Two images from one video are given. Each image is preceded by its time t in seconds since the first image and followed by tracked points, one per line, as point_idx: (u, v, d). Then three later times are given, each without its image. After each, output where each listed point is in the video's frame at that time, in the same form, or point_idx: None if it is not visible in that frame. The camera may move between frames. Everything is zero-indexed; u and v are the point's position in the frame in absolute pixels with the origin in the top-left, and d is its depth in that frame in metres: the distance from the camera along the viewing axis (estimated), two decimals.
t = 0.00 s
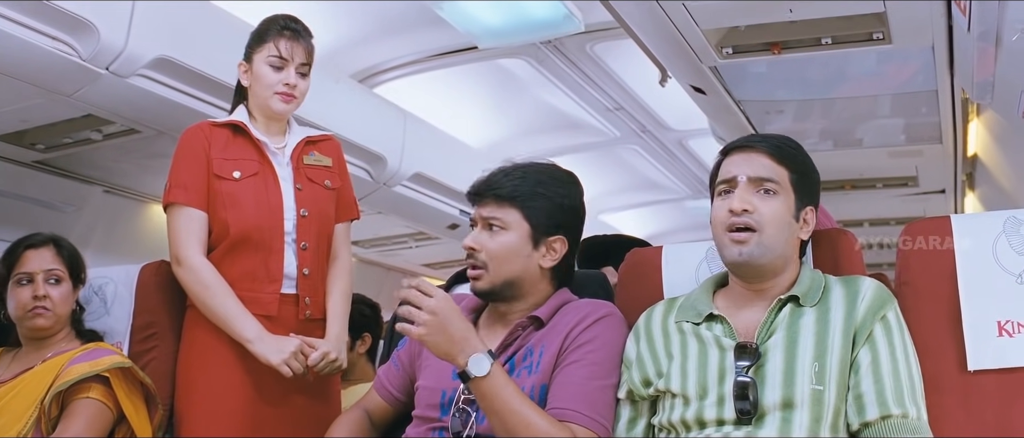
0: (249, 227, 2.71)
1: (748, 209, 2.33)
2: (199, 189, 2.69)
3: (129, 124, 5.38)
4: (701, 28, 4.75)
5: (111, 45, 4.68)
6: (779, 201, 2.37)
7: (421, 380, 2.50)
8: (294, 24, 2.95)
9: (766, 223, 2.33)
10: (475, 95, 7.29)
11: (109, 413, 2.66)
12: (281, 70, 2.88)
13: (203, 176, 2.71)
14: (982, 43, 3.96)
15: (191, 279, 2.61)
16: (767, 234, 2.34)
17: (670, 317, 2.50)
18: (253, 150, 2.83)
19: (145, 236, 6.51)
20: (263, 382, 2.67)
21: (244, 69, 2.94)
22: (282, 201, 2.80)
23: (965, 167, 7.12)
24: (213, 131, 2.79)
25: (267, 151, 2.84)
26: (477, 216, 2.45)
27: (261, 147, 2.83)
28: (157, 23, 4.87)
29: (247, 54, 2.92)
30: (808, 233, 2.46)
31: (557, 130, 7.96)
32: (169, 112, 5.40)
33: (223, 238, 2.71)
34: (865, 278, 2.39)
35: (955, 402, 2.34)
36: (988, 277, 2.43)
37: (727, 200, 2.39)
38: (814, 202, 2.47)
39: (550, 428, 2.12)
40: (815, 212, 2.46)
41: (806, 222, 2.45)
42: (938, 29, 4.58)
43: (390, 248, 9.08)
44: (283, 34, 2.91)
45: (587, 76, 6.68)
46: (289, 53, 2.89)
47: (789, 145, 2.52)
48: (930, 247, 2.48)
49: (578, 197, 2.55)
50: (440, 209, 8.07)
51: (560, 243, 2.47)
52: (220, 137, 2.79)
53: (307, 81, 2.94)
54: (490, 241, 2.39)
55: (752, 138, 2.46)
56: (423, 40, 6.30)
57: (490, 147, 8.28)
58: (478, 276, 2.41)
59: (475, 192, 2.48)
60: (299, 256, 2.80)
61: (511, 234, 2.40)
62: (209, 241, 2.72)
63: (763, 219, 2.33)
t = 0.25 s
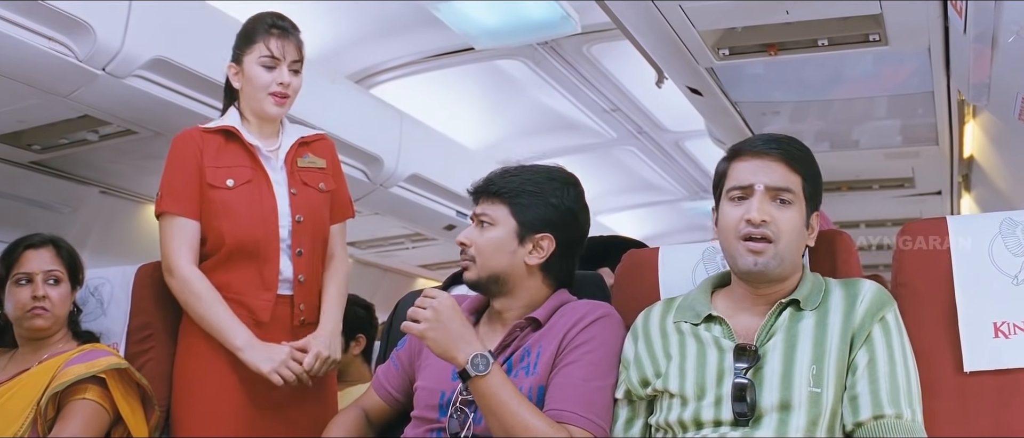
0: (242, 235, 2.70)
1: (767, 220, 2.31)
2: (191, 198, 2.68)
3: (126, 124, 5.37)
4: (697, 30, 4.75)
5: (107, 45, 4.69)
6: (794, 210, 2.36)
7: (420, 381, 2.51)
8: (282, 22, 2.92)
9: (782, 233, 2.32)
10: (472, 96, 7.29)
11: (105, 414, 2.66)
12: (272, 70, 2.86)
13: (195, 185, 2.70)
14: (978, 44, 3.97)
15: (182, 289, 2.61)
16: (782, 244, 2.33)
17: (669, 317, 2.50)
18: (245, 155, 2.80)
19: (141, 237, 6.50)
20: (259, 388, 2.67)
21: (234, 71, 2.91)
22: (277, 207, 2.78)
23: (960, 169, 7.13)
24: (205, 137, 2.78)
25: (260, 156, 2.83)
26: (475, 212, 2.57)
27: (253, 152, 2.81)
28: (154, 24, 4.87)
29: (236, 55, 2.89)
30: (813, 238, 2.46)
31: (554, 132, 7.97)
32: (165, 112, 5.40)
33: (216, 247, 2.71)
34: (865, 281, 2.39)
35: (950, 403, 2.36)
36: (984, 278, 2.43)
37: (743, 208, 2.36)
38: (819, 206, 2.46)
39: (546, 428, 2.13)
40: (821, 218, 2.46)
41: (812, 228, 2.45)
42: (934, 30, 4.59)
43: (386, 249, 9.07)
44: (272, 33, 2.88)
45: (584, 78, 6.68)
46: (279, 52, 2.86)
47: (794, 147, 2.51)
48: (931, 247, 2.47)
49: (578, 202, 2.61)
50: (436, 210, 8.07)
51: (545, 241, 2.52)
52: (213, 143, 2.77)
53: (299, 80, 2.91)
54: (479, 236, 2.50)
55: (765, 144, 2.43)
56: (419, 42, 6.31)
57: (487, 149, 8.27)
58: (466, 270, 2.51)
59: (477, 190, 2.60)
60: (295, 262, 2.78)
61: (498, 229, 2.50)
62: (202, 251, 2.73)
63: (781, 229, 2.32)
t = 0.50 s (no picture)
0: (233, 250, 2.61)
1: (755, 224, 2.31)
2: (179, 215, 2.58)
3: (122, 124, 5.36)
4: (694, 31, 4.76)
5: (103, 46, 4.69)
6: (782, 210, 2.35)
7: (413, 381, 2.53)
8: (264, 23, 2.69)
9: (772, 235, 2.33)
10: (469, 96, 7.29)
11: (100, 415, 2.68)
12: (256, 81, 2.67)
13: (183, 199, 2.60)
14: (974, 45, 3.97)
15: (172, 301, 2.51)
16: (772, 246, 2.33)
17: (664, 318, 2.50)
18: (234, 167, 2.69)
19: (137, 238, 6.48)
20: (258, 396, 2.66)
21: (217, 76, 2.73)
22: (268, 220, 2.67)
23: (957, 170, 7.13)
24: (191, 150, 2.65)
25: (250, 168, 2.70)
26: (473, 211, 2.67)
27: (242, 163, 2.69)
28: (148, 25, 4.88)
29: (218, 62, 2.69)
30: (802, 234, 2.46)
31: (550, 132, 7.97)
32: (162, 112, 5.40)
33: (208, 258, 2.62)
34: (861, 280, 2.39)
35: (946, 404, 2.36)
36: (979, 279, 2.43)
37: (730, 213, 2.36)
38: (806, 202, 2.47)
39: (540, 429, 2.14)
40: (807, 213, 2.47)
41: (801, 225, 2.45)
42: (930, 32, 4.60)
43: (383, 250, 9.07)
44: (253, 39, 2.65)
45: (580, 78, 6.68)
46: (262, 61, 2.66)
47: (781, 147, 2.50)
48: (931, 246, 2.47)
49: (574, 204, 2.65)
50: (433, 211, 8.06)
51: (532, 240, 2.58)
52: (200, 155, 2.66)
53: (284, 88, 2.72)
54: (472, 233, 2.59)
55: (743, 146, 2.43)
56: (416, 42, 6.31)
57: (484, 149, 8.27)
58: (459, 267, 2.61)
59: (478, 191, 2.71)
60: (290, 274, 2.69)
61: (490, 226, 2.59)
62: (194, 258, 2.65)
63: (770, 232, 2.32)
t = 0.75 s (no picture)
0: (225, 266, 2.75)
1: (724, 221, 2.34)
2: (173, 235, 2.71)
3: (120, 124, 5.35)
4: (691, 31, 4.76)
5: (101, 46, 4.70)
6: (753, 205, 2.37)
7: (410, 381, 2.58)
8: (248, 39, 2.70)
9: (744, 231, 2.34)
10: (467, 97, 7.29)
11: (98, 415, 2.70)
12: (242, 99, 2.71)
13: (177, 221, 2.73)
14: (971, 46, 3.97)
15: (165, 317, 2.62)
16: (747, 242, 2.34)
17: (660, 319, 2.51)
18: (224, 187, 2.81)
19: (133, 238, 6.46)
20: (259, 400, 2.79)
21: (201, 91, 2.76)
22: (259, 236, 2.80)
23: (954, 170, 7.14)
24: (180, 170, 2.77)
25: (239, 185, 2.81)
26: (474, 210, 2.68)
27: (233, 183, 2.81)
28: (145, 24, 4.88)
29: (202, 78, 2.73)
30: (787, 226, 2.46)
31: (547, 132, 7.97)
32: (159, 113, 5.40)
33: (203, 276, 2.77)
34: (857, 280, 2.39)
35: (943, 404, 2.36)
36: (976, 279, 2.44)
37: (703, 216, 2.39)
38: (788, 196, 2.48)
39: (540, 429, 2.17)
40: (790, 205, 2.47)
41: (784, 217, 2.45)
42: (928, 32, 4.60)
43: (381, 250, 9.06)
44: (237, 57, 2.68)
45: (578, 79, 6.69)
46: (246, 80, 2.69)
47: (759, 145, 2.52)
48: (931, 247, 2.48)
49: (573, 206, 2.64)
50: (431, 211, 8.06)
51: (528, 240, 2.59)
52: (190, 175, 2.78)
53: (270, 102, 2.77)
54: (471, 233, 2.61)
55: (709, 148, 2.47)
56: (413, 42, 6.31)
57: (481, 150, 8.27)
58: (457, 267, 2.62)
59: (479, 192, 2.72)
60: (286, 286, 2.83)
61: (488, 226, 2.60)
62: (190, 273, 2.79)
63: (742, 227, 2.34)
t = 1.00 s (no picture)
0: (223, 272, 2.95)
1: (701, 220, 2.40)
2: (174, 243, 2.89)
3: (119, 124, 5.34)
4: (691, 31, 4.76)
5: (100, 46, 4.71)
6: (734, 204, 2.42)
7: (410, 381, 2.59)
8: (238, 48, 2.92)
9: (723, 230, 2.38)
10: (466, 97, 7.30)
11: (97, 414, 2.76)
12: (231, 106, 2.92)
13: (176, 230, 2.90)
14: (971, 46, 3.98)
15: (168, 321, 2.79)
16: (727, 241, 2.38)
17: (658, 319, 2.51)
18: (222, 194, 3.00)
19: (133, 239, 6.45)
20: (259, 398, 2.99)
21: (194, 97, 2.98)
22: (257, 243, 2.99)
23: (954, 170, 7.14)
24: (178, 179, 2.94)
25: (235, 191, 3.01)
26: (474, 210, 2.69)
27: (230, 190, 3.00)
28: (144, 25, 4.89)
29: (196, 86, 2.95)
30: (779, 225, 2.47)
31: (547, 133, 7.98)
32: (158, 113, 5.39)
33: (202, 282, 2.96)
34: (857, 282, 2.39)
35: (943, 403, 2.36)
36: (976, 279, 2.44)
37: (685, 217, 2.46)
38: (779, 194, 2.50)
39: (540, 429, 2.17)
40: (782, 203, 2.48)
41: (775, 215, 2.47)
42: (927, 32, 4.60)
43: (380, 250, 9.05)
44: (227, 65, 2.89)
45: (577, 79, 6.69)
46: (235, 88, 2.89)
47: (757, 145, 2.55)
48: (931, 246, 2.48)
49: (570, 206, 2.64)
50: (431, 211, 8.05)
51: (525, 240, 2.59)
52: (188, 185, 2.96)
53: (259, 109, 2.96)
54: (470, 232, 2.61)
55: (699, 150, 2.53)
56: (412, 42, 6.31)
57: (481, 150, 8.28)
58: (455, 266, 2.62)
59: (479, 191, 2.73)
60: (284, 291, 3.03)
61: (487, 226, 2.60)
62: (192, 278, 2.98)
63: (721, 226, 2.39)
